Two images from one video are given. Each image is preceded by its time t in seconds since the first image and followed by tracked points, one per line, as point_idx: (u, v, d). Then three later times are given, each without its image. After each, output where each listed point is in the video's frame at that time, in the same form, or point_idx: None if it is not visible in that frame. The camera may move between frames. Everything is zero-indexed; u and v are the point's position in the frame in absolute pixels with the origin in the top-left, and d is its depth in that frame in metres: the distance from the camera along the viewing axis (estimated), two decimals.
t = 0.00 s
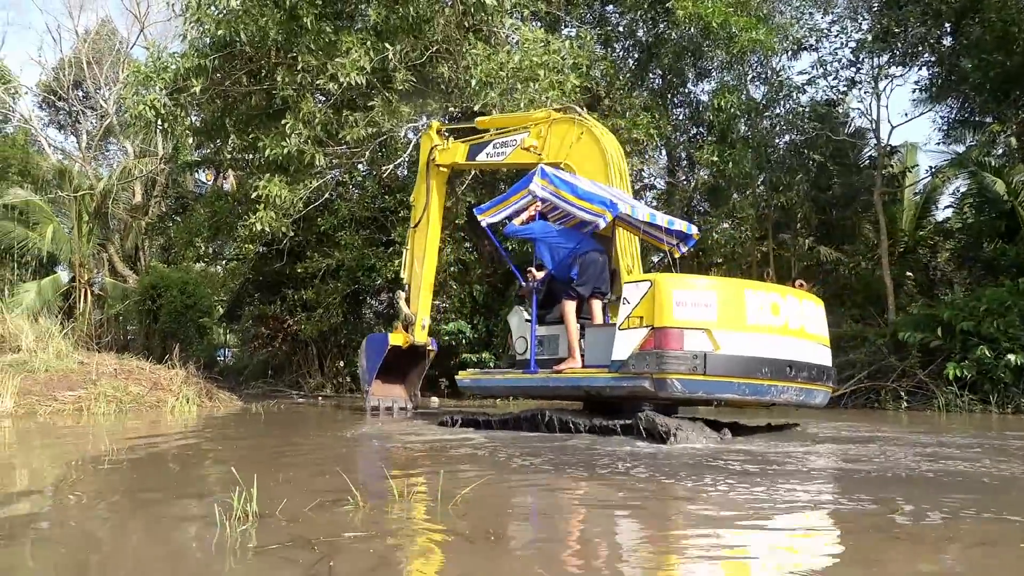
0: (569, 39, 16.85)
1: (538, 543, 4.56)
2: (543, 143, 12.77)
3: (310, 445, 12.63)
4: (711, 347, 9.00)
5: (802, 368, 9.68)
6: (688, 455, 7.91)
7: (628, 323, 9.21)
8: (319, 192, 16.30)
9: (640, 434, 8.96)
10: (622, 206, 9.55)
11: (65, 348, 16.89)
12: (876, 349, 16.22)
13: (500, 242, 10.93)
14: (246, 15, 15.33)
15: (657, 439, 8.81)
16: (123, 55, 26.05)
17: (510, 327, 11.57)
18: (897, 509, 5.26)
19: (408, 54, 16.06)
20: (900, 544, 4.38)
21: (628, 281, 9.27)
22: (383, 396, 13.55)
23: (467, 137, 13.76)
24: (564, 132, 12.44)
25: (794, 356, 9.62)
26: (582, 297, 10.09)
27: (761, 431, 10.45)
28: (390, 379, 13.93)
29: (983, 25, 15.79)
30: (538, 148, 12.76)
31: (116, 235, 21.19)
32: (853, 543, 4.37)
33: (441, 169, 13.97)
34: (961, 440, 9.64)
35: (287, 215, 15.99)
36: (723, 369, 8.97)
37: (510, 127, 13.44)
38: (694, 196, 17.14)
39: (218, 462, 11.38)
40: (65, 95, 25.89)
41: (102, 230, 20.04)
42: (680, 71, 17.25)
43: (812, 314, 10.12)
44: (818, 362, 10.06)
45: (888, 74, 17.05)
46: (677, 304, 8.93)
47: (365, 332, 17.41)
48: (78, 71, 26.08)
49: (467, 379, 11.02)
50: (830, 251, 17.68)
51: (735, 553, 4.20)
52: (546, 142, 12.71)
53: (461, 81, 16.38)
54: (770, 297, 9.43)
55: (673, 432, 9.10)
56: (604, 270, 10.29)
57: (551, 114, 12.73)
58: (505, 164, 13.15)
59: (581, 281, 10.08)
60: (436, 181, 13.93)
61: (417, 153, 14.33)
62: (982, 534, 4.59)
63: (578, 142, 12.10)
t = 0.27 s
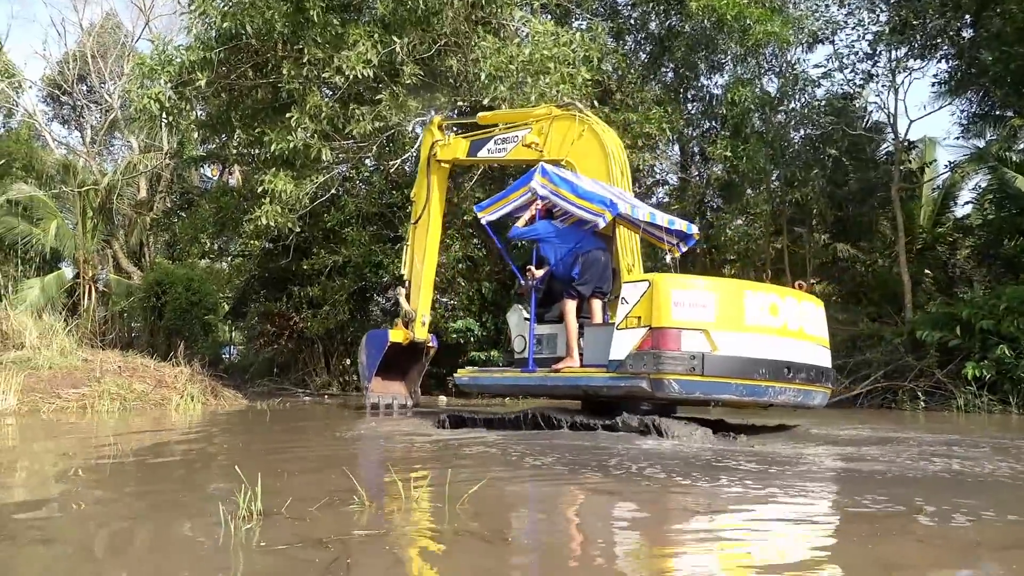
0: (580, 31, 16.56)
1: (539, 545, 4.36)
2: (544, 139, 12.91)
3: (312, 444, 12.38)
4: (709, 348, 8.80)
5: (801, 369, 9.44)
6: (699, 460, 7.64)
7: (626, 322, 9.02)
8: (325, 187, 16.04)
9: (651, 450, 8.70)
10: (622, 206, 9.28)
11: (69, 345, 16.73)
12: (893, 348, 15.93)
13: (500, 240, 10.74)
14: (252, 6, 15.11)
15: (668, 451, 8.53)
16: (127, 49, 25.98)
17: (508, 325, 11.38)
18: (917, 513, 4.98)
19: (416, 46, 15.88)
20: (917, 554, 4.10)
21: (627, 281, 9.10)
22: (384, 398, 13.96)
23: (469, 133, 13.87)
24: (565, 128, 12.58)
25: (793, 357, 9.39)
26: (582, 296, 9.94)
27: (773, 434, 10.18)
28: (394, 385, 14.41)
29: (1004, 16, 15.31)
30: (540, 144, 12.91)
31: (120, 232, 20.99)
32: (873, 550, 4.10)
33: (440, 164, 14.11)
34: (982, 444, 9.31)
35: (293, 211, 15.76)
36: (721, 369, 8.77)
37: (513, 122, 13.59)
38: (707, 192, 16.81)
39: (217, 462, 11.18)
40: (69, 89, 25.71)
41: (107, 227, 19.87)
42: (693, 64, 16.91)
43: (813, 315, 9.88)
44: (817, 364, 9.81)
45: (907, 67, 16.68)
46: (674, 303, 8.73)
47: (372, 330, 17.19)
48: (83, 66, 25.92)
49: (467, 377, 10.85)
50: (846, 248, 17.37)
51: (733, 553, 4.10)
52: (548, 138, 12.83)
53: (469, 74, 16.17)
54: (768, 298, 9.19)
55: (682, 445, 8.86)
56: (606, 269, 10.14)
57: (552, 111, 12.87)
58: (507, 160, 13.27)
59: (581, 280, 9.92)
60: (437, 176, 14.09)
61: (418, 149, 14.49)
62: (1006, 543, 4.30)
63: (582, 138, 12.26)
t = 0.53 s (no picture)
0: (588, 18, 16.02)
1: (532, 554, 3.92)
2: (541, 134, 12.32)
3: (306, 446, 11.89)
4: (700, 347, 8.60)
5: (796, 368, 9.19)
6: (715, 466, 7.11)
7: (617, 321, 8.80)
8: (324, 179, 15.59)
9: (659, 453, 8.20)
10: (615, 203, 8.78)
11: (61, 342, 16.27)
12: (910, 347, 15.27)
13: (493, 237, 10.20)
14: None
15: (678, 456, 8.01)
16: (120, 36, 25.56)
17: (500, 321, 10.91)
18: (957, 530, 4.47)
19: (417, 34, 15.47)
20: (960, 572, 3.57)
21: (619, 279, 8.86)
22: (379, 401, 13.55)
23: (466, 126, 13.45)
24: (563, 123, 11.96)
25: (787, 356, 9.15)
26: (577, 295, 9.34)
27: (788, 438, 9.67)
28: (394, 386, 13.91)
29: None
30: (537, 139, 12.31)
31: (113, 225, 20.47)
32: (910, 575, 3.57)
33: (439, 157, 13.79)
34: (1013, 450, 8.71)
35: (291, 203, 15.25)
36: (713, 369, 8.55)
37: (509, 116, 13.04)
38: (718, 184, 16.26)
39: (206, 465, 10.70)
40: (59, 78, 25.25)
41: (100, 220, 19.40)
42: (704, 52, 16.33)
43: (810, 313, 9.61)
44: (814, 363, 9.57)
45: (926, 54, 16.07)
46: (666, 301, 8.53)
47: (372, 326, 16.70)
48: (74, 53, 25.43)
49: (458, 374, 10.40)
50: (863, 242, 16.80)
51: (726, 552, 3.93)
52: (545, 132, 12.23)
53: (473, 62, 15.73)
54: (763, 296, 8.98)
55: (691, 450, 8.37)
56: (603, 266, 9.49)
57: (551, 104, 12.26)
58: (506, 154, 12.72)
59: (575, 277, 9.32)
60: (434, 169, 13.81)
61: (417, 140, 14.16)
62: None
63: (579, 133, 11.65)
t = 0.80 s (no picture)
0: (594, 7, 15.43)
1: None
2: (536, 132, 11.84)
3: (297, 453, 11.28)
4: (686, 349, 8.09)
5: (788, 372, 8.61)
6: (736, 480, 6.48)
7: (602, 322, 8.29)
8: (320, 175, 14.95)
9: (673, 467, 7.57)
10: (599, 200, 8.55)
11: (47, 344, 15.70)
12: (930, 348, 14.58)
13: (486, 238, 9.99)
14: None
15: (693, 469, 7.38)
16: (109, 28, 25.08)
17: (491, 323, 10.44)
18: (1004, 566, 3.88)
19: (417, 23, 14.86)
20: None
21: (604, 278, 8.39)
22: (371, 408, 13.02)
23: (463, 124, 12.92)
24: (558, 120, 11.47)
25: (780, 359, 8.57)
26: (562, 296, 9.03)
27: (808, 447, 9.04)
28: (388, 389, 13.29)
29: None
30: (532, 138, 11.82)
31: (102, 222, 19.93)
32: None
33: (434, 157, 13.22)
34: None
35: (286, 199, 14.65)
36: (698, 372, 8.05)
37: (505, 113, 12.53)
38: (729, 179, 15.63)
39: (189, 474, 10.09)
40: (45, 70, 24.85)
41: (87, 218, 18.85)
42: (715, 42, 15.73)
43: (807, 314, 9.02)
44: (809, 366, 8.95)
45: (946, 43, 15.43)
46: (649, 302, 8.02)
47: (370, 327, 16.11)
48: (60, 44, 24.98)
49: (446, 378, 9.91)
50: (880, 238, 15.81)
51: (713, 569, 3.77)
52: (540, 130, 11.74)
53: (474, 53, 15.13)
54: (752, 296, 8.41)
55: (707, 464, 7.76)
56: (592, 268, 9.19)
57: (546, 101, 11.76)
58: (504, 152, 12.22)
59: (561, 278, 9.02)
60: (430, 169, 13.27)
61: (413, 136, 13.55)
62: None
63: (573, 132, 11.15)
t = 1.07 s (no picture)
0: None
1: None
2: (528, 130, 11.46)
3: (286, 457, 10.81)
4: (670, 351, 7.83)
5: (775, 374, 8.29)
6: (751, 489, 6.02)
7: (586, 323, 8.05)
8: (313, 170, 14.46)
9: (682, 472, 7.12)
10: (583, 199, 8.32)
11: (31, 346, 15.22)
12: (943, 348, 14.07)
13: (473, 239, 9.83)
14: None
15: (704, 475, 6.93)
16: (95, 18, 24.57)
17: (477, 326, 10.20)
18: None
19: (413, 15, 14.22)
20: None
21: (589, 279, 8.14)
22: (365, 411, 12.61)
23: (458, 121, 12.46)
24: (551, 119, 11.08)
25: (768, 360, 8.25)
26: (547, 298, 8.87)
27: (822, 452, 8.60)
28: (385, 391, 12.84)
29: None
30: (525, 136, 11.44)
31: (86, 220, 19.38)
32: None
33: (431, 155, 12.69)
34: None
35: (278, 196, 14.17)
36: (681, 374, 7.80)
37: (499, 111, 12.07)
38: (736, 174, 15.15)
39: (171, 480, 9.62)
40: (29, 63, 24.37)
41: (73, 216, 18.38)
42: (721, 34, 15.26)
43: (799, 314, 8.68)
44: (801, 368, 8.60)
45: (959, 34, 14.94)
46: (633, 303, 7.78)
47: (366, 328, 15.66)
48: (43, 37, 24.53)
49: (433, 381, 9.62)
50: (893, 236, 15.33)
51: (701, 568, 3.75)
52: (532, 128, 11.36)
53: (473, 45, 14.53)
54: (739, 296, 8.09)
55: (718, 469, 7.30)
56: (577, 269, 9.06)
57: (539, 99, 11.35)
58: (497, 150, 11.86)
59: (546, 279, 8.87)
60: (425, 167, 12.72)
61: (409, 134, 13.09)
62: None
63: (566, 131, 10.76)
